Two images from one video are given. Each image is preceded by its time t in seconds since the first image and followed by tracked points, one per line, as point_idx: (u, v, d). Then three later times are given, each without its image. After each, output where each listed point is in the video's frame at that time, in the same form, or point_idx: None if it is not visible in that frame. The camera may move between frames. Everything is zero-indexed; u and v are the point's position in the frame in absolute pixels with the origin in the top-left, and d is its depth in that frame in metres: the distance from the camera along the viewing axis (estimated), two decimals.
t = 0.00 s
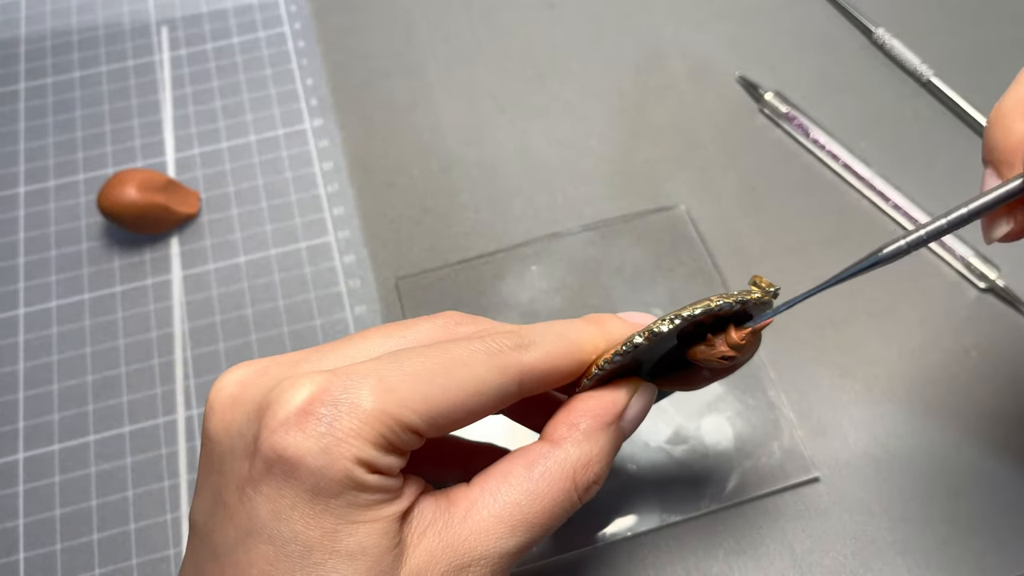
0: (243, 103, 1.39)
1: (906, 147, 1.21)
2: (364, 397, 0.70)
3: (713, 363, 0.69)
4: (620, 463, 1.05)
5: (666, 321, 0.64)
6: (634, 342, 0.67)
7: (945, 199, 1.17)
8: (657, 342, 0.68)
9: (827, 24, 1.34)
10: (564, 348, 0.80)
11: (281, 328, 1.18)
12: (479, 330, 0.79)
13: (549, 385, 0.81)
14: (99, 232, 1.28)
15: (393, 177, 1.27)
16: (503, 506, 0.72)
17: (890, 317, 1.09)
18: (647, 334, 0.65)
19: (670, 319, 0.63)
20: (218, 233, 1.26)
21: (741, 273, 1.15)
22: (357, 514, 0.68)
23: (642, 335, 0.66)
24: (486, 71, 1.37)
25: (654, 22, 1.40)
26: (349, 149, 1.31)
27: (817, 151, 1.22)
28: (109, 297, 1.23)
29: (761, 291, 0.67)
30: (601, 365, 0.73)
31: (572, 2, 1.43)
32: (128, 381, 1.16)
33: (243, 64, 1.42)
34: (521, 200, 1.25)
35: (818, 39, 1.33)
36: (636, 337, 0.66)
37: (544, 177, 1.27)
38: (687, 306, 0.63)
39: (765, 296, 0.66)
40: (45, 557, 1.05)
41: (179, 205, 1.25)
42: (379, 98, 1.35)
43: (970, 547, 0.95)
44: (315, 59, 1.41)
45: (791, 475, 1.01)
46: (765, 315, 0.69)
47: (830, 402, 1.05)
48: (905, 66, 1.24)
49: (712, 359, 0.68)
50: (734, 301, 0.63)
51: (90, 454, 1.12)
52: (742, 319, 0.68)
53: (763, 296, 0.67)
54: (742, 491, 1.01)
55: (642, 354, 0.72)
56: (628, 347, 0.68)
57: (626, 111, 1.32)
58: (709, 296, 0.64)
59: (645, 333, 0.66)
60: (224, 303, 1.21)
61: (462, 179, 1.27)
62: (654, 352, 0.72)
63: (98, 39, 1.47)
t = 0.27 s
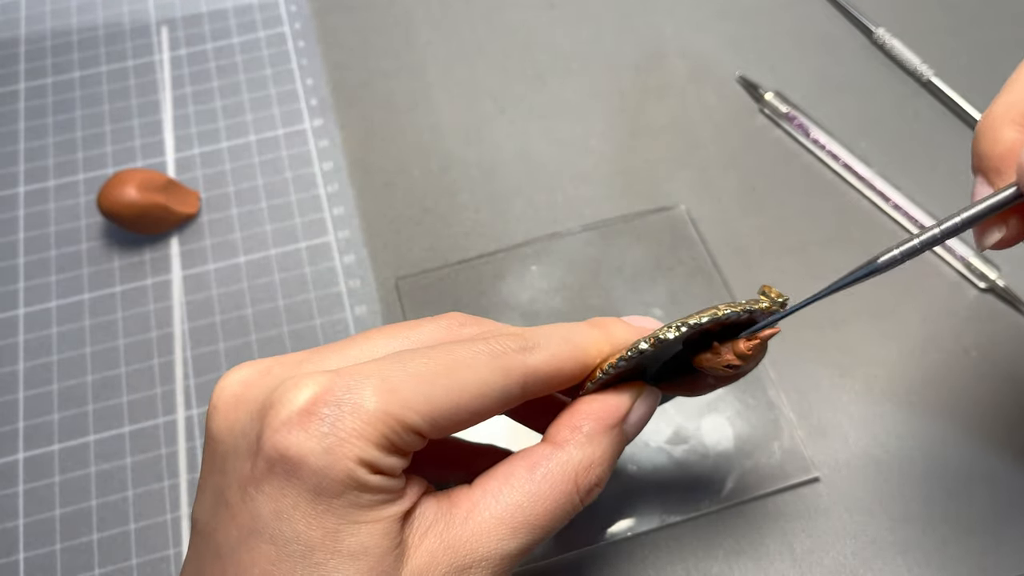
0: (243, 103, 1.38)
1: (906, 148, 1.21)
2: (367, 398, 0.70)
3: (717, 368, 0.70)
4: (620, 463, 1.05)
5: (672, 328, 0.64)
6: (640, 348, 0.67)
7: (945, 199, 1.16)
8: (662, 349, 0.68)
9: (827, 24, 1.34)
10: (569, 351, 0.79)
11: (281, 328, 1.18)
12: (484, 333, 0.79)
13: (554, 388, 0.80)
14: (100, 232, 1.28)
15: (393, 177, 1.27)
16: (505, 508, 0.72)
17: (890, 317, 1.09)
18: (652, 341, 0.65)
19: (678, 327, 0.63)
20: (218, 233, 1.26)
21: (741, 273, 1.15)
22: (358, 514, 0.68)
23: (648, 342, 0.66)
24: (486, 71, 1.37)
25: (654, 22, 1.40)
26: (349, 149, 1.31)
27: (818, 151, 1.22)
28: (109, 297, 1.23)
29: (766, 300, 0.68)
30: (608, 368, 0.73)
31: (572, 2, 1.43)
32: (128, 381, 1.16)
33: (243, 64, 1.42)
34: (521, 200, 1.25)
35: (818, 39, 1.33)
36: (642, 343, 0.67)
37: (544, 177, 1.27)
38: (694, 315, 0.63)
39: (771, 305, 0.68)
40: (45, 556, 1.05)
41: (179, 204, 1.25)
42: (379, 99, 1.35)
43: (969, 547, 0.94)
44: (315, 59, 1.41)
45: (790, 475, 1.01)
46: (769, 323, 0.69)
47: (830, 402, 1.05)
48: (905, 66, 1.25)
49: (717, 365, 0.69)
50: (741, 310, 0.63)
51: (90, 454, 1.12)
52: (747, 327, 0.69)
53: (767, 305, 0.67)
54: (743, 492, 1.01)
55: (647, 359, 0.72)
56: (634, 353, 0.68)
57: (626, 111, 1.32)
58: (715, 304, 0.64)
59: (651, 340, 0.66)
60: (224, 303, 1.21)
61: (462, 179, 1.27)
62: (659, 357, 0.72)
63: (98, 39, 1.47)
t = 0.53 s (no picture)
0: (243, 103, 1.38)
1: (906, 147, 1.21)
2: (323, 344, 0.79)
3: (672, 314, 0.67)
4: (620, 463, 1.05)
5: (591, 280, 0.64)
6: (574, 306, 0.67)
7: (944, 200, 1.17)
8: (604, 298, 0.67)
9: (827, 24, 1.34)
10: (528, 299, 0.90)
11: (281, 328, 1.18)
12: (442, 285, 0.90)
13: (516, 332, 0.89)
14: (100, 232, 1.28)
15: (393, 177, 1.27)
16: (465, 467, 0.71)
17: (890, 317, 1.09)
18: (580, 296, 0.66)
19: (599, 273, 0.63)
20: (218, 232, 1.26)
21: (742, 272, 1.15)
22: (308, 460, 0.70)
23: (577, 296, 0.66)
24: (486, 71, 1.37)
25: (654, 22, 1.40)
26: (349, 149, 1.31)
27: (818, 151, 1.22)
28: (109, 297, 1.23)
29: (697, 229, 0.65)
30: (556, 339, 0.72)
31: (572, 2, 1.43)
32: (128, 381, 1.16)
33: (243, 64, 1.42)
34: (521, 200, 1.25)
35: (817, 39, 1.33)
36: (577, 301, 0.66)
37: (544, 177, 1.27)
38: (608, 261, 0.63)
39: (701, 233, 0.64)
40: (45, 557, 1.06)
41: (179, 204, 1.25)
42: (379, 99, 1.35)
43: (968, 546, 0.95)
44: (315, 59, 1.41)
45: (790, 475, 1.01)
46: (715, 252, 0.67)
47: (830, 402, 1.05)
48: (904, 66, 1.25)
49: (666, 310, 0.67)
50: (659, 244, 0.63)
51: (90, 455, 1.12)
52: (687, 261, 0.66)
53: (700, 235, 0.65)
54: (743, 492, 1.01)
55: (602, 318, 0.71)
56: (577, 309, 0.67)
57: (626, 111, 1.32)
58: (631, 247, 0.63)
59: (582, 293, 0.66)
60: (224, 303, 1.21)
61: (462, 179, 1.27)
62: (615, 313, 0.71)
63: (98, 39, 1.47)
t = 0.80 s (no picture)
0: (243, 103, 1.38)
1: (906, 148, 1.21)
2: (307, 372, 0.74)
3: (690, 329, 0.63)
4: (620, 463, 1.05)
5: (606, 303, 0.59)
6: (586, 325, 0.63)
7: (945, 199, 1.16)
8: (622, 317, 0.62)
9: (827, 25, 1.34)
10: (527, 318, 0.81)
11: (281, 328, 1.18)
12: (436, 304, 0.82)
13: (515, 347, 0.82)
14: (99, 232, 1.27)
15: (393, 176, 1.27)
16: (470, 485, 0.71)
17: (890, 317, 1.09)
18: (594, 317, 0.61)
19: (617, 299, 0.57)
20: (218, 232, 1.26)
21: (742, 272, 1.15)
22: (308, 484, 0.71)
23: (591, 317, 0.62)
24: (486, 71, 1.37)
25: (654, 22, 1.39)
26: (348, 149, 1.30)
27: (818, 151, 1.22)
28: (109, 297, 1.22)
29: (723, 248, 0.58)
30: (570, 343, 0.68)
31: (572, 2, 1.43)
32: (128, 381, 1.16)
33: (243, 64, 1.42)
34: (521, 200, 1.25)
35: (818, 39, 1.33)
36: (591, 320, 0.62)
37: (544, 177, 1.27)
38: (628, 287, 0.57)
39: (725, 255, 0.57)
40: (45, 557, 1.05)
41: (178, 204, 1.25)
42: (379, 99, 1.35)
43: (968, 546, 0.94)
44: (314, 59, 1.40)
45: (790, 475, 1.01)
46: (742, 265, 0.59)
47: (830, 402, 1.05)
48: (905, 66, 1.23)
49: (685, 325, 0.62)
50: (682, 270, 0.55)
51: (89, 455, 1.11)
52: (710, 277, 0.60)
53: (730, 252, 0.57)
54: (743, 492, 1.01)
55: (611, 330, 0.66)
56: (591, 326, 0.63)
57: (626, 111, 1.32)
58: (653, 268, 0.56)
59: (600, 316, 0.61)
60: (224, 303, 1.21)
61: (462, 179, 1.27)
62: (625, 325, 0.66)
63: (98, 39, 1.46)
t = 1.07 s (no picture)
0: (243, 103, 1.38)
1: (906, 148, 1.21)
2: (299, 366, 0.75)
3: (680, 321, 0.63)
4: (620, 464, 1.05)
5: (598, 291, 0.60)
6: (578, 317, 0.64)
7: (945, 199, 1.16)
8: (614, 307, 0.63)
9: (827, 25, 1.34)
10: (520, 312, 0.82)
11: (281, 328, 1.18)
12: (427, 298, 0.83)
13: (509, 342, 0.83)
14: (99, 232, 1.27)
15: (393, 177, 1.27)
16: (466, 480, 0.71)
17: (891, 317, 1.09)
18: (586, 306, 0.62)
19: (609, 286, 0.59)
20: (218, 232, 1.26)
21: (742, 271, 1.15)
22: (302, 479, 0.71)
23: (583, 308, 0.62)
24: (486, 71, 1.37)
25: (654, 22, 1.39)
26: (348, 149, 1.30)
27: (818, 151, 1.22)
28: (109, 297, 1.22)
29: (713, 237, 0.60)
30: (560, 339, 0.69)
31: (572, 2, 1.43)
32: (128, 381, 1.16)
33: (243, 64, 1.42)
34: (521, 200, 1.25)
35: (818, 39, 1.33)
36: (581, 310, 0.63)
37: (544, 177, 1.27)
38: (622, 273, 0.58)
39: (715, 242, 0.59)
40: (45, 557, 1.05)
41: (179, 204, 1.25)
42: (378, 99, 1.35)
43: (968, 546, 0.94)
44: (314, 59, 1.40)
45: (791, 475, 1.01)
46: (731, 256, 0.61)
47: (830, 402, 1.05)
48: (905, 66, 1.25)
49: (676, 316, 0.63)
50: (671, 256, 0.57)
51: (89, 455, 1.11)
52: (699, 267, 0.61)
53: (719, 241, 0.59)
54: (743, 493, 1.01)
55: (604, 322, 0.67)
56: (583, 315, 0.63)
57: (626, 111, 1.32)
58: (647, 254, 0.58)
59: (592, 305, 0.61)
60: (224, 303, 1.21)
61: (462, 179, 1.27)
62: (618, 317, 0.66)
63: (98, 39, 1.46)
